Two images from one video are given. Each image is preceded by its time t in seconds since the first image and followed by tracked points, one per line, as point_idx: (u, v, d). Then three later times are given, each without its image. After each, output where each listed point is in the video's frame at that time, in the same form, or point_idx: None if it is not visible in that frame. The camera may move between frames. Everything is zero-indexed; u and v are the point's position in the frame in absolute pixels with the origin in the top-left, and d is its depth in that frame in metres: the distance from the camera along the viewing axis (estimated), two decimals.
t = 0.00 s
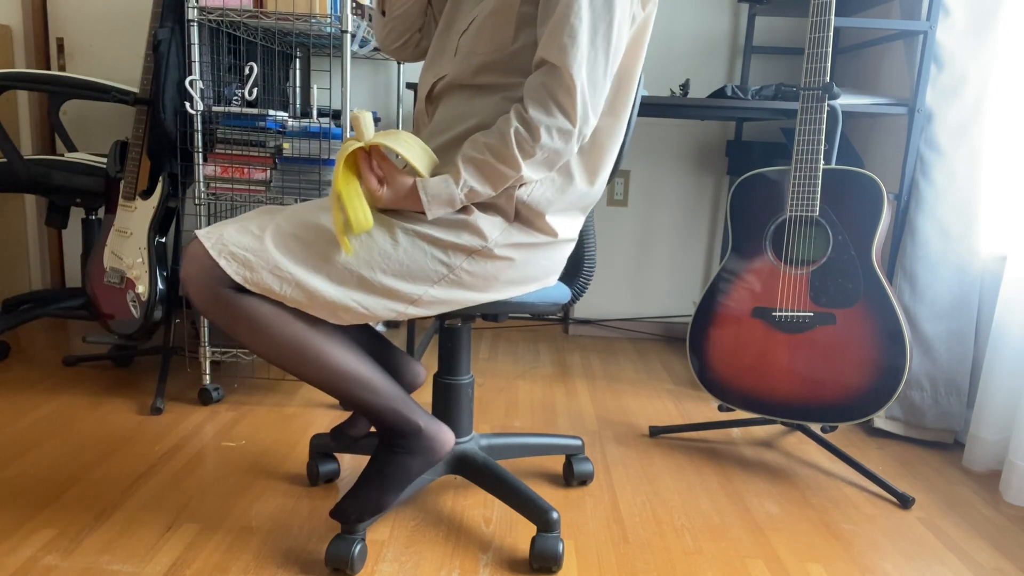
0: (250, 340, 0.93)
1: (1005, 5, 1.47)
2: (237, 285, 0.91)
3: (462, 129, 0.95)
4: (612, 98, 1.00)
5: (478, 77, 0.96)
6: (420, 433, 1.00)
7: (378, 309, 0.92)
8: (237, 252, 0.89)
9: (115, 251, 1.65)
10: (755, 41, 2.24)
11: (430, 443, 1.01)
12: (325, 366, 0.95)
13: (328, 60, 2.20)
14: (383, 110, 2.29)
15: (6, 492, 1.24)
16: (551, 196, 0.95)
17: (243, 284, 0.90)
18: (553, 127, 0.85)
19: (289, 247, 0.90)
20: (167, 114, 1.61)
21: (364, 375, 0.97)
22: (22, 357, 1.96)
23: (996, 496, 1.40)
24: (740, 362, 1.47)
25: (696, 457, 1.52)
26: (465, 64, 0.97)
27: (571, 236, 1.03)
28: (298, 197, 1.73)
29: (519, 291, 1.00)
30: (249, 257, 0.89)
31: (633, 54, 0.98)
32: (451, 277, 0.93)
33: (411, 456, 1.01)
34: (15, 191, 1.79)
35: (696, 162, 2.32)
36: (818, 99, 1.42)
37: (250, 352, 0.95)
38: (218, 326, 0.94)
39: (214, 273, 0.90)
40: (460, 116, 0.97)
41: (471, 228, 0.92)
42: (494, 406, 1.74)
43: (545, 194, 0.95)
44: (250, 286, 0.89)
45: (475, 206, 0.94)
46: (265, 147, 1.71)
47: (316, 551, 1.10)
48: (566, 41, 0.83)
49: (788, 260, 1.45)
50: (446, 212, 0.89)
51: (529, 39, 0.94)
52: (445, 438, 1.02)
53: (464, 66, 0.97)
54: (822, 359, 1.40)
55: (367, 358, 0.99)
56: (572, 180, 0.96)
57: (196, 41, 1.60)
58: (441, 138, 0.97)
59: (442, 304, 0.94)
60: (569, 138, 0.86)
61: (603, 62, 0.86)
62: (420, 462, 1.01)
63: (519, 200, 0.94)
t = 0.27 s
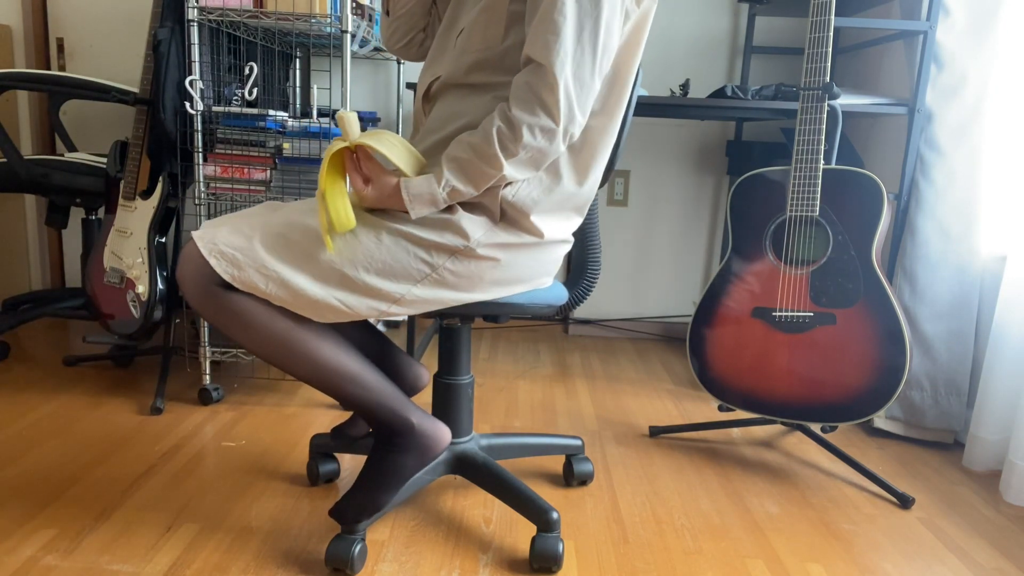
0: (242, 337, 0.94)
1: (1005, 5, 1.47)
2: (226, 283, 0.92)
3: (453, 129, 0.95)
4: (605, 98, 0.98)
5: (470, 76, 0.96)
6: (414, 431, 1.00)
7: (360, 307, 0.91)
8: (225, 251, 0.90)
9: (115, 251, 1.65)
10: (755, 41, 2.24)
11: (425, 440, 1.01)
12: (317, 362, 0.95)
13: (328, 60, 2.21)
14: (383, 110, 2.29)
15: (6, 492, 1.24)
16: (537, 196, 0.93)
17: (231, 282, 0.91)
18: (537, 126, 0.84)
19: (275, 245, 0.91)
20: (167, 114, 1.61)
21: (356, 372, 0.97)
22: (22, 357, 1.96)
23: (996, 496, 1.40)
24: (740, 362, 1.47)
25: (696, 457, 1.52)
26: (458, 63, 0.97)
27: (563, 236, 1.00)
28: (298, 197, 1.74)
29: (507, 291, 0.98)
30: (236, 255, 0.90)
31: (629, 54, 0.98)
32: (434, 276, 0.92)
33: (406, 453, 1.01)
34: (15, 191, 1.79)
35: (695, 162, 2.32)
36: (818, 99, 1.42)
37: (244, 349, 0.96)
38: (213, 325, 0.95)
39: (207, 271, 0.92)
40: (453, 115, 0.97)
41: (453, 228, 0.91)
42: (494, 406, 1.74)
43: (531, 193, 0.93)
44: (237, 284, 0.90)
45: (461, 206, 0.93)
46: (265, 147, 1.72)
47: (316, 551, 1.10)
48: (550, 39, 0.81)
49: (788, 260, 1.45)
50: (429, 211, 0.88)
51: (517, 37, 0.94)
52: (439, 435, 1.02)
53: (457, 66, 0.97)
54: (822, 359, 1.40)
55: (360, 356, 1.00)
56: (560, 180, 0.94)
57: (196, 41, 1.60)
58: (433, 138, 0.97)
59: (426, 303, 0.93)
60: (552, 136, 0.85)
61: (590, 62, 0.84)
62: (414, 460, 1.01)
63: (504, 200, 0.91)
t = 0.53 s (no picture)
0: (233, 334, 0.95)
1: (1005, 5, 1.47)
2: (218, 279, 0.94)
3: (446, 129, 0.95)
4: (598, 97, 0.97)
5: (464, 75, 0.96)
6: (403, 428, 0.99)
7: (345, 305, 0.92)
8: (217, 248, 0.92)
9: (115, 251, 1.65)
10: (755, 40, 2.24)
11: (414, 438, 1.00)
12: (306, 358, 0.96)
13: (328, 60, 2.21)
14: (383, 110, 2.29)
15: (6, 492, 1.24)
16: (522, 196, 0.93)
17: (222, 279, 0.93)
18: (519, 126, 0.83)
19: (264, 243, 0.92)
20: (167, 114, 1.61)
21: (345, 368, 0.97)
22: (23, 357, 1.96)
23: (996, 496, 1.40)
24: (740, 362, 1.47)
25: (696, 457, 1.52)
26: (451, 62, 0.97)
27: (552, 237, 0.99)
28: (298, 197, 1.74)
29: (494, 292, 0.97)
30: (228, 252, 0.92)
31: (623, 52, 0.97)
32: (418, 275, 0.91)
33: (396, 451, 1.00)
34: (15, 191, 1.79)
35: (695, 162, 2.32)
36: (818, 99, 1.42)
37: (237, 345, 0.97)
38: (207, 321, 0.97)
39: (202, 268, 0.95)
40: (448, 115, 0.96)
41: (437, 228, 0.90)
42: (494, 406, 1.74)
43: (517, 193, 0.92)
44: (228, 281, 0.92)
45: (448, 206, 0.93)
46: (265, 147, 1.72)
47: (316, 551, 1.10)
48: (533, 38, 0.80)
49: (788, 260, 1.45)
50: (415, 211, 0.89)
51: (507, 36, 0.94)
52: (430, 432, 1.01)
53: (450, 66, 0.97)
54: (822, 359, 1.40)
55: (350, 353, 1.00)
56: (546, 181, 0.94)
57: (196, 41, 1.60)
58: (427, 138, 0.97)
59: (410, 302, 0.93)
60: (535, 136, 0.84)
61: (576, 60, 0.83)
62: (405, 458, 1.01)
63: (488, 199, 0.91)
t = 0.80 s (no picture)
0: (227, 330, 0.96)
1: (1005, 5, 1.47)
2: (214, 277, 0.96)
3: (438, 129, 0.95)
4: (590, 96, 0.96)
5: (458, 75, 0.96)
6: (392, 426, 0.99)
7: (331, 302, 0.92)
8: (215, 247, 0.95)
9: (115, 251, 1.65)
10: (755, 41, 2.24)
11: (404, 436, 0.99)
12: (296, 356, 0.96)
13: (328, 60, 2.21)
14: (383, 110, 2.29)
15: (6, 492, 1.24)
16: (508, 196, 0.91)
17: (218, 277, 0.95)
18: (504, 127, 0.82)
19: (256, 242, 0.93)
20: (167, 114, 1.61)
21: (335, 365, 0.97)
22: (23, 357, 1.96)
23: (996, 495, 1.40)
24: (740, 362, 1.47)
25: (696, 457, 1.52)
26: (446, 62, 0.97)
27: (543, 237, 0.98)
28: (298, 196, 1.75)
29: (482, 292, 0.96)
30: (224, 251, 0.94)
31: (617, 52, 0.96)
32: (403, 274, 0.91)
33: (386, 450, 1.00)
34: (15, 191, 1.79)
35: (695, 162, 2.32)
36: (818, 99, 1.42)
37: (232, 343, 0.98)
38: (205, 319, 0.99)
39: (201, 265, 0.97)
40: (443, 115, 0.96)
41: (422, 228, 0.90)
42: (494, 406, 1.74)
43: (503, 193, 0.90)
44: (222, 279, 0.94)
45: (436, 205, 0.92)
46: (265, 147, 1.72)
47: (316, 551, 1.10)
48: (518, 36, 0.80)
49: (788, 260, 1.45)
50: (402, 210, 0.89)
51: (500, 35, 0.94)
52: (420, 430, 1.00)
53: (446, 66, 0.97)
54: (822, 359, 1.40)
55: (342, 351, 1.00)
56: (533, 181, 0.92)
57: (196, 41, 1.60)
58: (422, 138, 0.97)
59: (396, 301, 0.93)
60: (520, 137, 0.83)
61: (563, 60, 0.82)
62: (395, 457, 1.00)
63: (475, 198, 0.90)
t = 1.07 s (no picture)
0: (223, 329, 0.97)
1: (1004, 5, 1.47)
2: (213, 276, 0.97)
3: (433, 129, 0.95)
4: (584, 95, 0.96)
5: (454, 75, 0.96)
6: (385, 425, 0.98)
7: (323, 301, 0.92)
8: (213, 247, 0.96)
9: (115, 251, 1.65)
10: (755, 40, 2.24)
11: (398, 435, 0.98)
12: (291, 354, 0.96)
13: (328, 60, 2.21)
14: (383, 110, 2.29)
15: (6, 492, 1.24)
16: (499, 196, 0.91)
17: (216, 277, 0.96)
18: (492, 127, 0.82)
19: (253, 241, 0.94)
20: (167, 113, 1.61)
21: (329, 364, 0.97)
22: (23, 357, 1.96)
23: (996, 495, 1.40)
24: (740, 362, 1.47)
25: (696, 457, 1.52)
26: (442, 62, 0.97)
27: (536, 237, 0.98)
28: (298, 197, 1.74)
29: (475, 292, 0.96)
30: (222, 250, 0.95)
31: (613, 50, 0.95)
32: (395, 273, 0.91)
33: (380, 449, 0.99)
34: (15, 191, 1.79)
35: (695, 162, 2.32)
36: (818, 99, 1.42)
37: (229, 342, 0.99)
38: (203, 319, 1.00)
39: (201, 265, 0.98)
40: (438, 116, 0.96)
41: (413, 227, 0.90)
42: (494, 406, 1.74)
43: (494, 193, 0.90)
44: (220, 278, 0.95)
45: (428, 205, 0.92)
46: (265, 147, 1.72)
47: (316, 551, 1.10)
48: (507, 36, 0.80)
49: (788, 260, 1.45)
50: (393, 210, 0.89)
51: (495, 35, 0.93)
52: (414, 430, 0.99)
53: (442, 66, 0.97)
54: (822, 359, 1.40)
55: (337, 350, 0.99)
56: (525, 181, 0.92)
57: (196, 41, 1.60)
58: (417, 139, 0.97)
59: (388, 300, 0.93)
60: (509, 137, 0.83)
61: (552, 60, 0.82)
62: (389, 457, 0.99)
63: (465, 197, 0.89)
